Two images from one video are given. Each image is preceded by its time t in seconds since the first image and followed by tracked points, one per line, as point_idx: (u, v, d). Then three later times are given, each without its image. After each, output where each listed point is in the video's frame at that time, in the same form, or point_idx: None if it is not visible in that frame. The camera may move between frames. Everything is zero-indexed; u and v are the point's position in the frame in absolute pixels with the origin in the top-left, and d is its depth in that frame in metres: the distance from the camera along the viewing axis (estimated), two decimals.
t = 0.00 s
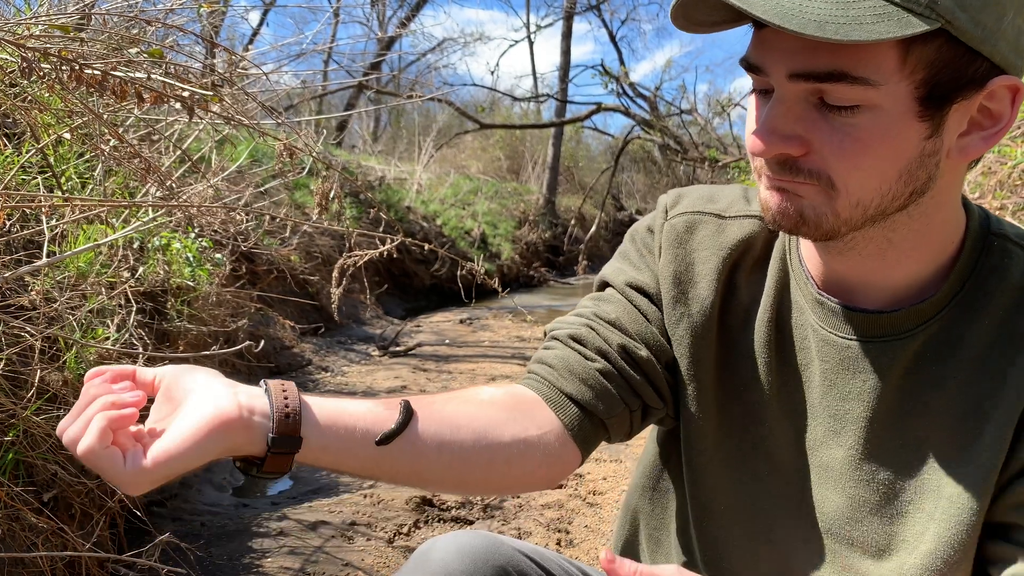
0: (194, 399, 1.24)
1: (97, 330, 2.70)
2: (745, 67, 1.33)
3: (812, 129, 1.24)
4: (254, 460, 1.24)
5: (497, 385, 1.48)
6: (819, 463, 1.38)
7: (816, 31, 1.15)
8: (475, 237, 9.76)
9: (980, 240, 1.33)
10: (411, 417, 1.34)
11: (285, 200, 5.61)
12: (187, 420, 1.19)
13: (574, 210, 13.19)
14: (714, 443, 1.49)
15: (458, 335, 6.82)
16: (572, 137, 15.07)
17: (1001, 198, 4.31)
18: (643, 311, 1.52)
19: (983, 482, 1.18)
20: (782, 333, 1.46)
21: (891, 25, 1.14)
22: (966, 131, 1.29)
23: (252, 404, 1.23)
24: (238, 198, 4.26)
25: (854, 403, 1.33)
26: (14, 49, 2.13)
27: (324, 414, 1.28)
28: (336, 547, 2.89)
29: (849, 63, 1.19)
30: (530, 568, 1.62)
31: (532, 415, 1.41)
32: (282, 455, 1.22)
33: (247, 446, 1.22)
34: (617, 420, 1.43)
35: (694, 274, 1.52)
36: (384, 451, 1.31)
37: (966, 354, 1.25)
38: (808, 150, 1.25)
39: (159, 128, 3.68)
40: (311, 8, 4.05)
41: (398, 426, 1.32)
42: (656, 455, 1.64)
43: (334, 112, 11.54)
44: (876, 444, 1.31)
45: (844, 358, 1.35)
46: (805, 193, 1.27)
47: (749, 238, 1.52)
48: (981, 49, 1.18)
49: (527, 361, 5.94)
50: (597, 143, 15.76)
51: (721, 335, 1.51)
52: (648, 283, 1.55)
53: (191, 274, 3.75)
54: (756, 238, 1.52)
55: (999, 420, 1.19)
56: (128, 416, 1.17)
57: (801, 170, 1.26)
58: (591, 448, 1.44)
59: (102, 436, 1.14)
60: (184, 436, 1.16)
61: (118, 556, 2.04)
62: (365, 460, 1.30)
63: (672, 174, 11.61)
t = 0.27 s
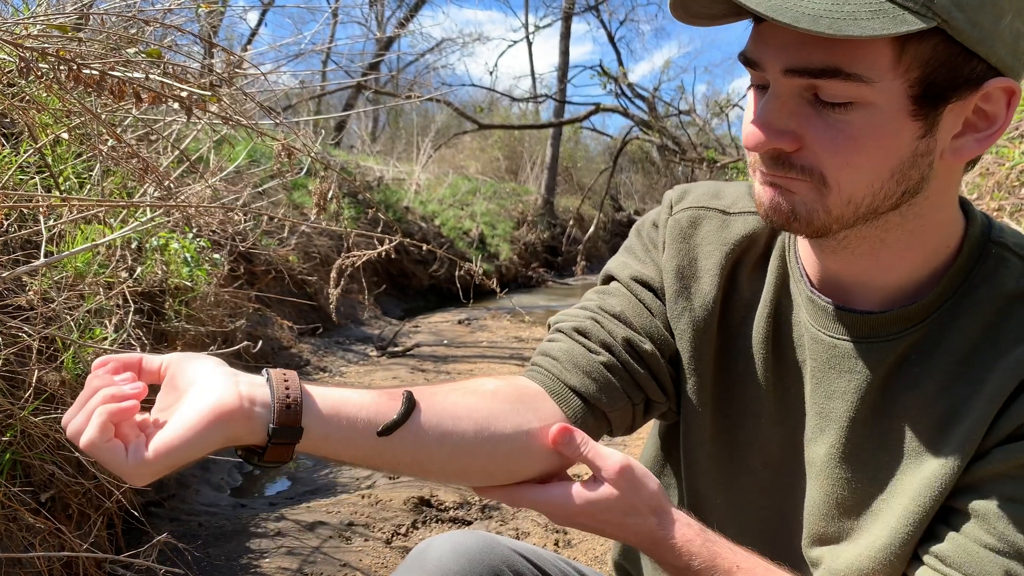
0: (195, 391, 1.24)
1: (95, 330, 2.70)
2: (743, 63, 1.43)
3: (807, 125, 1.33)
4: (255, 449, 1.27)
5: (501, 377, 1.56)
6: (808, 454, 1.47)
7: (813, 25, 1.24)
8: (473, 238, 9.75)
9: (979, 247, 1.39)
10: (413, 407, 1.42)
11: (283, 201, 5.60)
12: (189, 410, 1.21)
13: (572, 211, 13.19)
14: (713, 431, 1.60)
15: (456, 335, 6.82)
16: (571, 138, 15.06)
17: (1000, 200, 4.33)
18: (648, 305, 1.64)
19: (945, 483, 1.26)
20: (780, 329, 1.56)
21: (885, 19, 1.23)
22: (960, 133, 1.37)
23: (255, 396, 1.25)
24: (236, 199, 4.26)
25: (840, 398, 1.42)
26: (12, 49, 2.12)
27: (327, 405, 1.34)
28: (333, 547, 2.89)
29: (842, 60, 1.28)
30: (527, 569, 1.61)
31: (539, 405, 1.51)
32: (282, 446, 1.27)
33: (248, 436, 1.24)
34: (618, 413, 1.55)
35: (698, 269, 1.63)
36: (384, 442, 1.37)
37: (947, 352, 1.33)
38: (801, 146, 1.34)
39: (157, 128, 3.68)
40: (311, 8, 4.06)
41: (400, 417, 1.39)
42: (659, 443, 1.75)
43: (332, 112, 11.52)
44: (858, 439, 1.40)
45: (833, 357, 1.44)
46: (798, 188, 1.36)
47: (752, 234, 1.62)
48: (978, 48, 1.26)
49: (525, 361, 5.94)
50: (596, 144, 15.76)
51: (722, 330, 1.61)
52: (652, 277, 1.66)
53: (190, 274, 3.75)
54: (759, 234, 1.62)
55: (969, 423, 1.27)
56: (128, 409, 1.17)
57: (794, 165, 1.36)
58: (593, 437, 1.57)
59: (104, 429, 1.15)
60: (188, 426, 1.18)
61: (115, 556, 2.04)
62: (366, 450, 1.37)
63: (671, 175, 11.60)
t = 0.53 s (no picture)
0: (196, 386, 1.24)
1: (94, 330, 2.69)
2: (729, 63, 1.43)
3: (790, 125, 1.34)
4: (256, 445, 1.27)
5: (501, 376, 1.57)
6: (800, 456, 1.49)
7: (792, 25, 1.25)
8: (473, 238, 9.75)
9: (971, 248, 1.40)
10: (414, 406, 1.42)
11: (282, 201, 5.60)
12: (189, 406, 1.20)
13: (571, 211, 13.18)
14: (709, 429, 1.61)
15: (455, 336, 6.82)
16: (570, 138, 15.07)
17: (998, 200, 4.34)
18: (647, 305, 1.64)
19: (934, 484, 1.28)
20: (773, 331, 1.56)
21: (863, 18, 1.23)
22: (943, 131, 1.39)
23: (255, 392, 1.25)
24: (235, 199, 4.26)
25: (830, 399, 1.43)
26: (12, 48, 2.12)
27: (329, 402, 1.34)
28: (333, 547, 2.89)
29: (824, 58, 1.29)
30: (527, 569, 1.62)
31: (538, 405, 1.52)
32: (283, 442, 1.26)
33: (249, 433, 1.24)
34: (618, 412, 1.55)
35: (695, 270, 1.63)
36: (386, 440, 1.38)
37: (937, 354, 1.35)
38: (785, 146, 1.34)
39: (156, 127, 3.68)
40: (310, 8, 4.06)
41: (401, 415, 1.39)
42: (658, 442, 1.76)
43: (332, 112, 11.52)
44: (850, 439, 1.42)
45: (824, 359, 1.45)
46: (782, 188, 1.37)
47: (748, 235, 1.62)
48: (958, 46, 1.28)
49: (524, 361, 5.93)
50: (595, 144, 15.76)
51: (717, 330, 1.62)
52: (651, 277, 1.67)
53: (189, 274, 3.74)
54: (754, 235, 1.62)
55: (959, 425, 1.29)
56: (128, 404, 1.17)
57: (777, 166, 1.36)
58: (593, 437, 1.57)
59: (103, 425, 1.15)
60: (188, 421, 1.18)
61: (114, 556, 2.04)
62: (368, 448, 1.37)
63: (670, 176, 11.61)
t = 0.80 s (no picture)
0: (200, 393, 1.24)
1: (94, 330, 2.69)
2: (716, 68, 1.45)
3: (780, 125, 1.35)
4: (260, 453, 1.27)
5: (501, 384, 1.58)
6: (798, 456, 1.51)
7: (781, 21, 1.26)
8: (472, 238, 9.74)
9: (964, 248, 1.42)
10: (418, 413, 1.42)
11: (282, 200, 5.60)
12: (193, 413, 1.19)
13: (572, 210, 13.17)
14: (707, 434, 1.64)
15: (455, 335, 6.81)
16: (570, 138, 15.06)
17: (998, 200, 4.34)
18: (645, 310, 1.68)
19: (931, 484, 1.30)
20: (770, 332, 1.60)
21: (849, 14, 1.25)
22: (932, 128, 1.41)
23: (261, 399, 1.25)
24: (235, 198, 4.26)
25: (827, 400, 1.46)
26: (11, 47, 2.12)
27: (335, 409, 1.34)
28: (333, 547, 2.89)
29: (812, 57, 1.30)
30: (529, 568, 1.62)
31: (540, 412, 1.53)
32: (288, 450, 1.26)
33: (253, 441, 1.24)
34: (619, 419, 1.58)
35: (691, 274, 1.68)
36: (390, 448, 1.38)
37: (932, 354, 1.37)
38: (775, 147, 1.36)
39: (156, 127, 3.68)
40: (310, 7, 4.05)
41: (406, 423, 1.39)
42: (658, 446, 1.80)
43: (332, 112, 11.50)
44: (846, 441, 1.44)
45: (819, 361, 1.47)
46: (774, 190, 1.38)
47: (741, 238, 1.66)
48: (943, 42, 1.29)
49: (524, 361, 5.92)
50: (595, 144, 15.75)
51: (715, 334, 1.66)
52: (647, 281, 1.71)
53: (189, 274, 3.74)
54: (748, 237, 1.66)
55: (955, 425, 1.30)
56: (131, 411, 1.15)
57: (768, 168, 1.37)
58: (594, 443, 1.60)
59: (106, 432, 1.12)
60: (193, 430, 1.17)
61: (114, 556, 2.04)
62: (373, 456, 1.36)
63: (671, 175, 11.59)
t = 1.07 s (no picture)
0: (192, 409, 1.24)
1: (93, 330, 2.69)
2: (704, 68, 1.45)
3: (769, 125, 1.35)
4: (252, 467, 1.28)
5: (493, 391, 1.60)
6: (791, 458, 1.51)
7: (768, 20, 1.26)
8: (473, 237, 9.73)
9: (954, 247, 1.42)
10: (409, 424, 1.44)
11: (282, 200, 5.60)
12: (185, 431, 1.20)
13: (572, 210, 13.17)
14: (701, 436, 1.65)
15: (456, 335, 6.81)
16: (571, 137, 15.05)
17: (998, 199, 4.33)
18: (636, 315, 1.68)
19: (924, 484, 1.30)
20: (762, 333, 1.60)
21: (835, 13, 1.25)
22: (921, 126, 1.41)
23: (252, 414, 1.26)
24: (235, 198, 4.25)
25: (820, 401, 1.46)
26: (11, 47, 2.12)
27: (325, 422, 1.35)
28: (333, 547, 2.89)
29: (801, 56, 1.30)
30: (528, 569, 1.61)
31: (533, 418, 1.54)
32: (278, 464, 1.28)
33: (245, 456, 1.25)
34: (610, 424, 1.59)
35: (683, 277, 1.68)
36: (382, 460, 1.39)
37: (923, 354, 1.37)
38: (763, 147, 1.35)
39: (155, 127, 3.68)
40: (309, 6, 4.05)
41: (396, 433, 1.41)
42: (653, 450, 1.80)
43: (332, 112, 11.50)
44: (840, 441, 1.44)
45: (812, 362, 1.47)
46: (763, 191, 1.38)
47: (733, 241, 1.66)
48: (931, 41, 1.29)
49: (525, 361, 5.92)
50: (596, 143, 15.75)
51: (707, 336, 1.66)
52: (639, 285, 1.72)
53: (189, 273, 3.74)
54: (740, 239, 1.66)
55: (947, 425, 1.30)
56: (122, 430, 1.15)
57: (757, 168, 1.37)
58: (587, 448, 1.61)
59: (97, 452, 1.13)
60: (185, 447, 1.18)
61: (114, 556, 2.04)
62: (364, 467, 1.39)
63: (671, 174, 11.58)
